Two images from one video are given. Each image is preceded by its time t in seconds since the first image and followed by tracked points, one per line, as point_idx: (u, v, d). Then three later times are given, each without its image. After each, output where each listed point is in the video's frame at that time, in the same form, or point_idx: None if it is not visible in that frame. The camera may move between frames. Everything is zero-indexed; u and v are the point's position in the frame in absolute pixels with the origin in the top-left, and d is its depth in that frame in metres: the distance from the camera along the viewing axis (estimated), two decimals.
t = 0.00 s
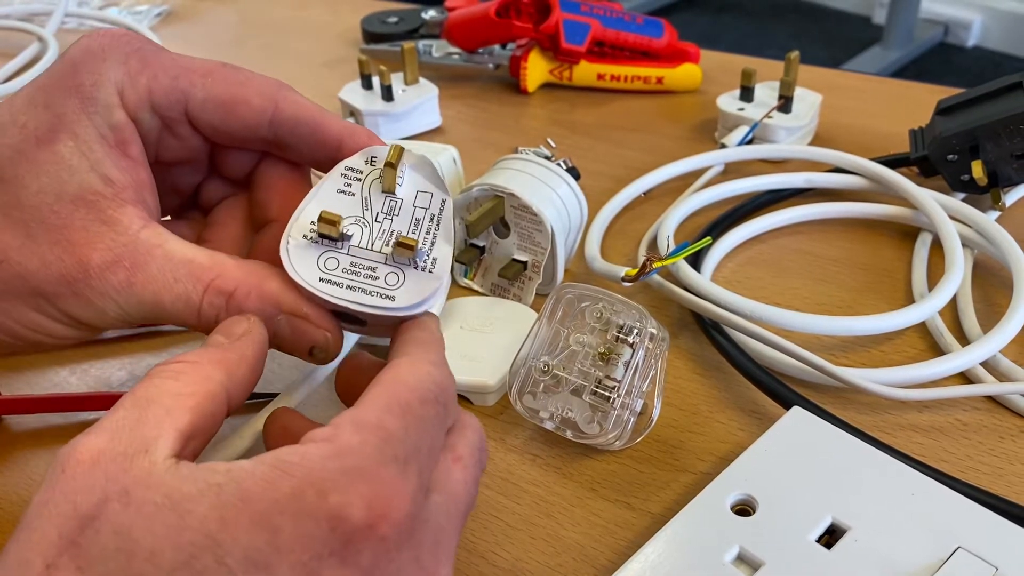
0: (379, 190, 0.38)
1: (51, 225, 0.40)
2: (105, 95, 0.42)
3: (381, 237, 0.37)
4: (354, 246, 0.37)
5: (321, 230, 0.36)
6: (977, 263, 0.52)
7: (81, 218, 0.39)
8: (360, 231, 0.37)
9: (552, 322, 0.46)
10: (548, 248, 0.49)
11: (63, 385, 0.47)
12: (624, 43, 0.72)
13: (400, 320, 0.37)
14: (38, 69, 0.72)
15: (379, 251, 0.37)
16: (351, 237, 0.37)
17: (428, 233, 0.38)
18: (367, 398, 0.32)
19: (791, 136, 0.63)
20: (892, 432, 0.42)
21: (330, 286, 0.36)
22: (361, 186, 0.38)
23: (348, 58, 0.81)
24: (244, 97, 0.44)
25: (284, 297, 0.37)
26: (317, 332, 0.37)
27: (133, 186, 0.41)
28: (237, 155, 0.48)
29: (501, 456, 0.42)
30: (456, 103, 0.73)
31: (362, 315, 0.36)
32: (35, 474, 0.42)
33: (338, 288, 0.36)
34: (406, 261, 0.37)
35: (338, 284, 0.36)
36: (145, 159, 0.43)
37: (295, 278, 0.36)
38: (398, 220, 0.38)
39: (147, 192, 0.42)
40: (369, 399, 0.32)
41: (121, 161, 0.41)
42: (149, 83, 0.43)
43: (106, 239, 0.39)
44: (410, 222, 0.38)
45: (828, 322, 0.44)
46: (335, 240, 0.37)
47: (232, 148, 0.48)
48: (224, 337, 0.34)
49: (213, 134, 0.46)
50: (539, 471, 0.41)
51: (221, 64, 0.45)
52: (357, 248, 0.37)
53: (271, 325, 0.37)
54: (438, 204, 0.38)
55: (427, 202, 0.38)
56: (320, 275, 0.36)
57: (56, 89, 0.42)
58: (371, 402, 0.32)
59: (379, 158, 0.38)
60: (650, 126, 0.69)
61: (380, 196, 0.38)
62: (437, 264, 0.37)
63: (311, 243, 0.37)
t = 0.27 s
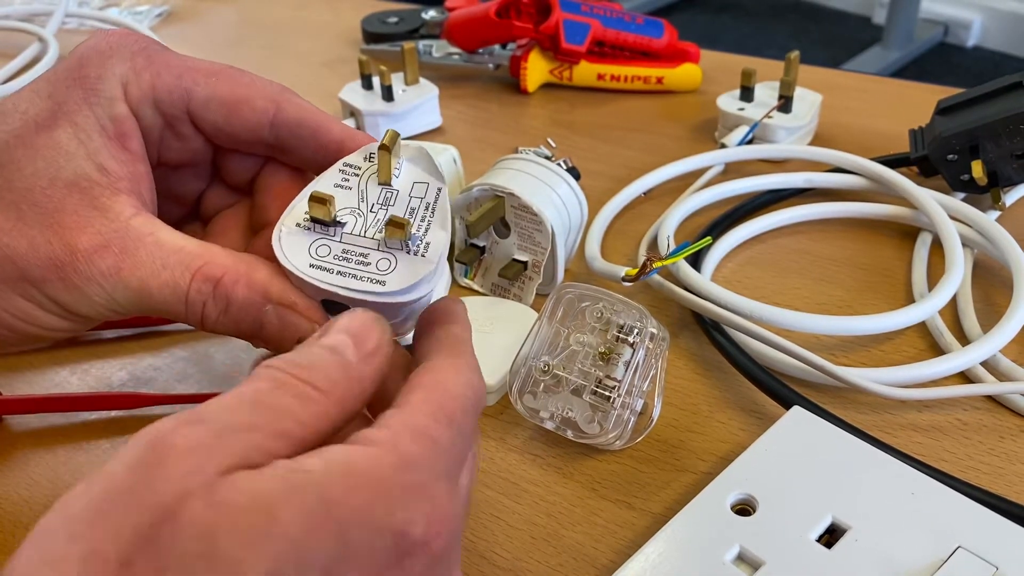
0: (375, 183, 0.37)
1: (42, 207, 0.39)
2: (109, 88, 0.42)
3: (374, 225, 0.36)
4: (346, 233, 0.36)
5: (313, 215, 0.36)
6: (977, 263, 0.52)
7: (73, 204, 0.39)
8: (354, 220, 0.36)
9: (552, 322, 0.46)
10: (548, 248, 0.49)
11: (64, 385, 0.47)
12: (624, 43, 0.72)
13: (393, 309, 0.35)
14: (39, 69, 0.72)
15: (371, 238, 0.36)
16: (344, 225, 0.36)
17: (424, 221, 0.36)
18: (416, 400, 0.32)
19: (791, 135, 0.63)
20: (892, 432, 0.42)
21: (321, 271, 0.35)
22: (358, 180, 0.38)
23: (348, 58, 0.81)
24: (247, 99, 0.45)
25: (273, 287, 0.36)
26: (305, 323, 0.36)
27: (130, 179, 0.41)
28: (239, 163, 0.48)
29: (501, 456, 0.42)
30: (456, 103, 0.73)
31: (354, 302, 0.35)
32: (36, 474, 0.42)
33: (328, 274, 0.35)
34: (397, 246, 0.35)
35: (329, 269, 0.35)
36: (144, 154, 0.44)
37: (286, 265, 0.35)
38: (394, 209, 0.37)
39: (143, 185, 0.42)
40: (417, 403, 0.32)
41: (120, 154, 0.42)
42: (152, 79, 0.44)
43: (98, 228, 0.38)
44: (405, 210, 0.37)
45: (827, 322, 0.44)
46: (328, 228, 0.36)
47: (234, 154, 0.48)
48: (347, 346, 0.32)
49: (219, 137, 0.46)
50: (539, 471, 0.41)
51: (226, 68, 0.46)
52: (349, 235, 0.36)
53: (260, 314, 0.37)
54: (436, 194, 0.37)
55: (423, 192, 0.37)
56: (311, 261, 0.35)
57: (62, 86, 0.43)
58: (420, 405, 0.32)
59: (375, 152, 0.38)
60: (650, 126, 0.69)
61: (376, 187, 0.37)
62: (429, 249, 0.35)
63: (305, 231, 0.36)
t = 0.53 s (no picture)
0: (378, 177, 0.36)
1: (31, 204, 0.40)
2: (114, 92, 0.43)
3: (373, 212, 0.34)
4: (343, 219, 0.34)
5: (309, 199, 0.34)
6: (977, 263, 0.52)
7: (63, 199, 0.39)
8: (353, 209, 0.35)
9: (552, 322, 0.46)
10: (548, 248, 0.48)
11: (63, 385, 0.47)
12: (624, 43, 0.72)
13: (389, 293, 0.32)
14: (39, 70, 0.72)
15: (367, 221, 0.34)
16: (342, 212, 0.34)
17: (423, 204, 0.34)
18: (462, 409, 0.35)
19: (791, 135, 0.62)
20: (892, 432, 0.42)
21: (312, 254, 0.33)
22: (361, 176, 0.36)
23: (348, 58, 0.81)
24: (251, 106, 0.45)
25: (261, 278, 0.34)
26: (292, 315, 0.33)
27: (125, 182, 0.42)
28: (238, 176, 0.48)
29: (501, 457, 0.42)
30: (456, 103, 0.73)
31: (348, 287, 0.33)
32: (35, 475, 0.42)
33: (319, 257, 0.32)
34: (394, 228, 0.33)
35: (321, 253, 0.33)
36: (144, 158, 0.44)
37: (277, 250, 0.33)
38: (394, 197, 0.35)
39: (139, 189, 0.43)
40: (463, 413, 0.34)
41: (118, 156, 0.42)
42: (157, 86, 0.44)
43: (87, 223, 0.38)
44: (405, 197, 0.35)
45: (827, 322, 0.43)
46: (324, 215, 0.34)
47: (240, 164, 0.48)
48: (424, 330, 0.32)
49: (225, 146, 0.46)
50: (539, 471, 0.41)
51: (231, 76, 0.46)
52: (346, 221, 0.34)
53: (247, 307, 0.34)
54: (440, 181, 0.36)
55: (426, 179, 0.36)
56: (303, 246, 0.33)
57: (66, 89, 0.44)
58: (468, 415, 0.35)
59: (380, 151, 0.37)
60: (650, 125, 0.69)
61: (378, 181, 0.36)
62: (426, 228, 0.33)
63: (300, 219, 0.34)
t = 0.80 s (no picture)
0: (384, 187, 0.37)
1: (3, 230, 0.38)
2: (98, 102, 0.43)
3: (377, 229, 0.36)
4: (348, 237, 0.35)
5: (312, 218, 0.35)
6: (977, 263, 0.52)
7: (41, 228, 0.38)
8: (358, 225, 0.36)
9: (551, 323, 0.46)
10: (547, 249, 0.48)
11: (62, 387, 0.47)
12: (624, 44, 0.72)
13: (391, 317, 0.34)
14: (38, 70, 0.72)
15: (370, 241, 0.35)
16: (347, 229, 0.35)
17: (424, 225, 0.35)
18: (481, 425, 0.36)
19: (790, 136, 0.62)
20: (891, 433, 0.42)
21: (317, 276, 0.34)
22: (369, 185, 0.37)
23: (348, 59, 0.81)
24: (248, 87, 0.46)
25: (245, 311, 0.36)
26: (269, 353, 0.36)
27: (110, 200, 0.41)
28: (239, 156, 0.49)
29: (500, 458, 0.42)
30: (455, 103, 0.73)
31: (350, 311, 0.34)
32: (34, 477, 0.42)
33: (325, 279, 0.34)
34: (396, 250, 0.35)
35: (326, 274, 0.34)
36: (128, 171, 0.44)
37: (285, 269, 0.34)
38: (399, 212, 0.36)
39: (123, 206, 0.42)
40: (482, 428, 0.36)
41: (100, 170, 0.42)
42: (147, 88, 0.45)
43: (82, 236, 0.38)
44: (409, 213, 0.36)
45: (826, 323, 0.43)
46: (329, 233, 0.35)
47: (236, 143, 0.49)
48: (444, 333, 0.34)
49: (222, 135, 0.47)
50: (538, 473, 0.41)
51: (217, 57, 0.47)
52: (350, 239, 0.35)
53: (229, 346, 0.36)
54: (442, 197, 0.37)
55: (430, 193, 0.37)
56: (309, 265, 0.34)
57: (41, 103, 0.43)
58: (486, 430, 0.36)
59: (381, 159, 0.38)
60: (649, 126, 0.69)
61: (385, 191, 0.37)
62: (427, 252, 0.34)
63: (307, 235, 0.35)
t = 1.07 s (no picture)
0: (393, 186, 0.37)
1: None
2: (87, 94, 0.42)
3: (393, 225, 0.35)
4: (364, 237, 0.34)
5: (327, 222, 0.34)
6: (978, 263, 0.52)
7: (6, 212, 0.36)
8: (372, 224, 0.35)
9: (552, 324, 0.46)
10: (548, 250, 0.48)
11: (64, 388, 0.47)
12: (624, 44, 0.72)
13: (414, 310, 0.33)
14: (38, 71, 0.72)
15: (387, 238, 0.34)
16: (362, 230, 0.35)
17: (438, 215, 0.35)
18: (495, 422, 0.37)
19: (791, 136, 0.62)
20: (892, 434, 0.42)
21: (339, 279, 0.33)
22: (376, 186, 0.37)
23: (348, 59, 0.81)
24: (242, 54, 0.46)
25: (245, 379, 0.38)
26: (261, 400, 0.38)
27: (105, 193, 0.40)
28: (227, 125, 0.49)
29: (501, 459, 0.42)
30: (456, 104, 0.73)
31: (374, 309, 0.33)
32: (35, 478, 0.42)
33: (346, 280, 0.33)
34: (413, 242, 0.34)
35: (347, 276, 0.33)
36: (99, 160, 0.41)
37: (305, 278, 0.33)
38: (410, 206, 0.36)
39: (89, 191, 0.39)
40: (498, 426, 0.36)
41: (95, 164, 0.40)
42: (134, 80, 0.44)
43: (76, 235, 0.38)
44: (422, 206, 0.36)
45: (826, 323, 0.43)
46: (344, 236, 0.34)
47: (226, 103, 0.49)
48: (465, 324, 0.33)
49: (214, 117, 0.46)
50: (539, 473, 0.41)
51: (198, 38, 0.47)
52: (366, 238, 0.34)
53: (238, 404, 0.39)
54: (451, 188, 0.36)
55: (439, 186, 0.37)
56: (329, 271, 0.33)
57: None
58: (501, 429, 0.37)
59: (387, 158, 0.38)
60: (649, 126, 0.69)
61: (394, 190, 0.37)
62: (445, 239, 0.34)
63: (321, 242, 0.34)
